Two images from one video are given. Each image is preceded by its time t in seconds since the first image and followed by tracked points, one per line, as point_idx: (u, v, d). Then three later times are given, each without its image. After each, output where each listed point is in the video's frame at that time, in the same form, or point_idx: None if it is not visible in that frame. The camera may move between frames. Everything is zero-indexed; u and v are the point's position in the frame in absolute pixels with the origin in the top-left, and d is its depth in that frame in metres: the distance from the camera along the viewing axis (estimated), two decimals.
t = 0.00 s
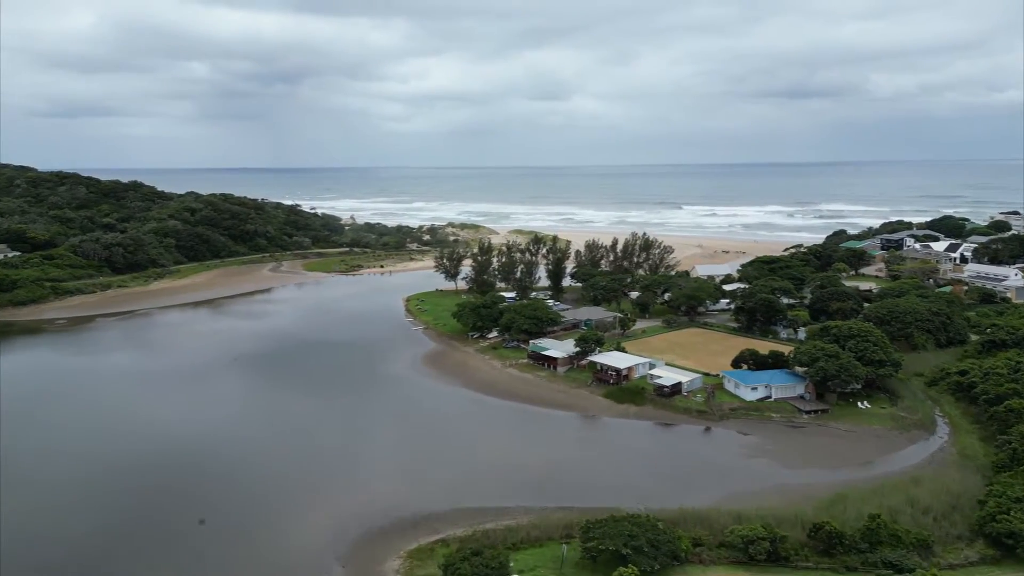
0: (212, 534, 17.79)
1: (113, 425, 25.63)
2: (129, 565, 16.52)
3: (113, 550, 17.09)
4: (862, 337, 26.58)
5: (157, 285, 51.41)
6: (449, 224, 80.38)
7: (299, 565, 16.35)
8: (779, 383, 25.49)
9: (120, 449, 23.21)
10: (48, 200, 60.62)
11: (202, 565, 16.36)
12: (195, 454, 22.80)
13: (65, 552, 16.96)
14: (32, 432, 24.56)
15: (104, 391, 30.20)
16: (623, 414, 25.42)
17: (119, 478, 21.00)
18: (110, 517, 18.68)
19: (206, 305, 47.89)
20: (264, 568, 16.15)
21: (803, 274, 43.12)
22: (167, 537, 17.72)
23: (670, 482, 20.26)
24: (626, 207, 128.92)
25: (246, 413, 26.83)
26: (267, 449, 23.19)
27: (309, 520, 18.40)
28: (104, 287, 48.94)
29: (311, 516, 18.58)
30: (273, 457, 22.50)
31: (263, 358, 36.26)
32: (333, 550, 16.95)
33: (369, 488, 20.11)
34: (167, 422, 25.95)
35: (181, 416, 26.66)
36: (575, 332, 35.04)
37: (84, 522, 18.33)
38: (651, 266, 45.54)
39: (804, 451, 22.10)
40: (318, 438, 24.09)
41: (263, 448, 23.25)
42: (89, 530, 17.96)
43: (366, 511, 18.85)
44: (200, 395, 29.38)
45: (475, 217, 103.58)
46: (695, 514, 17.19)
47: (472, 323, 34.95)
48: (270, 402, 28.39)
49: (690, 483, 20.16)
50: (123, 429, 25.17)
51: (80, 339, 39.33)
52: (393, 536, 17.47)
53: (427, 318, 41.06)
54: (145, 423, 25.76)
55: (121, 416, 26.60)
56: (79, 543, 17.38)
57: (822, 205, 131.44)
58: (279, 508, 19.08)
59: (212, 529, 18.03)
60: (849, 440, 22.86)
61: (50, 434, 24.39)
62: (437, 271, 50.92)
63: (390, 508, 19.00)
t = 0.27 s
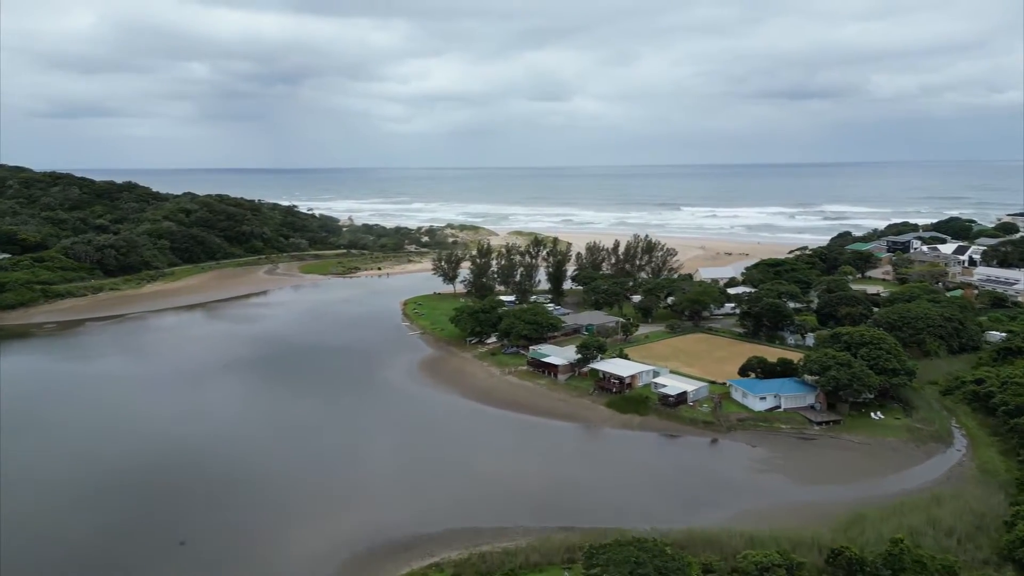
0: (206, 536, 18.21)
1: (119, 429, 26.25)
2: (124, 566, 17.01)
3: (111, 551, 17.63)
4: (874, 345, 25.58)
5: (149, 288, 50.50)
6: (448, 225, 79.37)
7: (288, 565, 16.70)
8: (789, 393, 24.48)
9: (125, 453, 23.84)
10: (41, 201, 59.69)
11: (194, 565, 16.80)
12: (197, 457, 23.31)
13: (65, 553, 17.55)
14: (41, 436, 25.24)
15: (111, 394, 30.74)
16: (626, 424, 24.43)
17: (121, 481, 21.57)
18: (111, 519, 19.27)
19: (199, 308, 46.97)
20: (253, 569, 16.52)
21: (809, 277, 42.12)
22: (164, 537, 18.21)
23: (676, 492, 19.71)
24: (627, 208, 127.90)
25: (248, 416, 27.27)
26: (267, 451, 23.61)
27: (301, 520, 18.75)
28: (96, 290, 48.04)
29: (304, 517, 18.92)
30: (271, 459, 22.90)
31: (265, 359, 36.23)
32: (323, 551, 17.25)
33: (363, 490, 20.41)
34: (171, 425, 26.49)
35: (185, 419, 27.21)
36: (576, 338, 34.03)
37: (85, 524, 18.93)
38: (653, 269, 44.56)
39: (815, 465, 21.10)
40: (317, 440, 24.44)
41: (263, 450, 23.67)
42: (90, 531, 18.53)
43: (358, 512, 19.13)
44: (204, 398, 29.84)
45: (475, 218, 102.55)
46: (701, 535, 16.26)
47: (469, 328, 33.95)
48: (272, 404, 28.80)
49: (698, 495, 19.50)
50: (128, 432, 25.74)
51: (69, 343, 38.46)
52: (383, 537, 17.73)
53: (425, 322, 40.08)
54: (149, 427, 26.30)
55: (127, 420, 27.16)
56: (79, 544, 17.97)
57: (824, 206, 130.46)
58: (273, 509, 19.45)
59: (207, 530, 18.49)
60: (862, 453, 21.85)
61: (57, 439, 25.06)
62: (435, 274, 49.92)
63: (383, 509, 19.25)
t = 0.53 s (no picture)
0: (206, 537, 18.02)
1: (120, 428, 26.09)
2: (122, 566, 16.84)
3: (110, 550, 17.48)
4: (888, 353, 24.59)
5: (142, 291, 49.50)
6: (447, 227, 78.43)
7: (286, 567, 16.50)
8: (799, 403, 23.49)
9: (126, 450, 23.69)
10: (32, 202, 58.66)
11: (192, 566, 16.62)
12: (197, 455, 23.10)
13: (63, 552, 17.37)
14: (41, 434, 25.06)
15: (112, 392, 30.56)
16: (629, 436, 23.40)
17: (121, 479, 21.39)
18: (110, 517, 19.06)
19: (192, 312, 45.99)
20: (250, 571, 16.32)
21: (815, 281, 41.12)
22: (162, 538, 18.02)
23: (682, 501, 19.15)
24: (627, 210, 126.97)
25: (249, 416, 27.04)
26: (268, 450, 23.39)
27: (301, 522, 18.52)
28: (87, 293, 47.05)
29: (304, 518, 18.71)
30: (272, 459, 22.69)
31: (267, 359, 35.94)
32: (322, 553, 17.03)
33: (364, 491, 20.17)
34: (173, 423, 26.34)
35: (186, 418, 27.00)
36: (578, 343, 33.19)
37: (85, 522, 18.76)
38: (656, 272, 43.58)
39: (827, 481, 20.12)
40: (318, 441, 24.22)
41: (263, 449, 23.48)
42: (89, 529, 18.35)
43: (359, 513, 18.89)
44: (206, 397, 29.66)
45: (474, 219, 101.55)
46: (711, 558, 15.32)
47: (467, 334, 32.94)
48: (273, 404, 28.54)
49: (706, 506, 18.83)
50: (129, 430, 25.58)
51: (57, 348, 37.48)
52: (383, 541, 17.49)
53: (422, 327, 39.08)
54: (151, 425, 26.14)
55: (129, 418, 27.00)
56: (77, 543, 17.78)
57: (826, 207, 129.51)
58: (272, 510, 19.22)
59: (206, 531, 18.28)
60: (877, 468, 20.85)
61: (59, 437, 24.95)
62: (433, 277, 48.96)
63: (384, 511, 19.01)
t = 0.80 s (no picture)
0: (207, 536, 17.99)
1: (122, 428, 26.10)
2: (124, 566, 16.82)
3: (110, 549, 17.46)
4: (902, 362, 23.58)
5: (134, 294, 48.55)
6: (446, 228, 77.43)
7: (287, 566, 16.46)
8: (810, 415, 22.50)
9: (127, 449, 23.68)
10: (25, 204, 57.73)
11: (193, 566, 16.60)
12: (199, 455, 23.07)
13: (65, 551, 17.37)
14: (41, 434, 25.07)
15: (113, 392, 30.53)
16: (632, 449, 22.41)
17: (122, 478, 21.38)
18: (111, 517, 19.04)
19: (185, 316, 45.04)
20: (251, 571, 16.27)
21: (822, 285, 40.11)
22: (163, 537, 17.99)
23: (687, 508, 18.83)
24: (628, 211, 125.94)
25: (250, 416, 27.02)
26: (268, 450, 23.36)
27: (302, 521, 18.48)
28: (78, 297, 46.10)
29: (305, 518, 18.67)
30: (273, 458, 22.68)
31: (269, 360, 35.79)
32: (323, 554, 16.93)
33: (364, 493, 20.03)
34: (174, 423, 26.34)
35: (188, 418, 26.99)
36: (579, 349, 32.35)
37: (86, 521, 18.77)
38: (659, 275, 42.60)
39: (842, 497, 19.14)
40: (319, 441, 24.19)
41: (264, 449, 23.46)
42: (89, 528, 18.34)
43: (360, 514, 18.83)
44: (207, 397, 29.62)
45: (474, 221, 100.48)
46: None
47: (465, 340, 31.96)
48: (274, 404, 28.51)
49: (710, 514, 18.55)
50: (130, 429, 25.59)
51: (45, 353, 36.55)
52: (384, 541, 17.42)
53: (419, 332, 38.10)
54: (152, 425, 26.13)
55: (130, 418, 27.00)
56: (77, 543, 17.74)
57: (829, 208, 128.39)
58: (274, 510, 19.18)
59: (207, 530, 18.25)
60: (893, 484, 19.87)
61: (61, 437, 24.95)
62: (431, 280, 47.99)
63: (385, 511, 18.95)
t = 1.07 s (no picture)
0: (207, 535, 17.90)
1: (121, 430, 26.14)
2: (123, 565, 16.73)
3: (110, 547, 17.50)
4: (918, 371, 22.65)
5: (126, 298, 47.61)
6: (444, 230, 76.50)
7: (287, 564, 16.38)
8: (822, 427, 21.57)
9: (127, 452, 23.64)
10: (16, 206, 56.75)
11: (192, 565, 16.51)
12: (199, 457, 23.02)
13: (64, 551, 17.28)
14: (41, 435, 25.14)
15: (113, 395, 30.48)
16: (636, 462, 21.49)
17: (122, 478, 21.42)
18: (110, 516, 19.06)
19: (177, 320, 44.09)
20: (250, 569, 16.21)
21: (828, 289, 39.18)
22: (162, 537, 17.90)
23: (693, 526, 17.93)
24: (628, 212, 125.01)
25: (250, 418, 27.05)
26: (268, 451, 23.44)
27: (302, 520, 18.40)
28: (68, 301, 45.15)
29: (305, 517, 18.61)
30: (273, 458, 22.65)
31: (265, 364, 35.36)
32: (323, 550, 16.99)
33: (363, 492, 20.03)
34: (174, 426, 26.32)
35: (188, 421, 26.95)
36: (580, 356, 31.47)
37: (86, 522, 18.69)
38: (661, 279, 41.68)
39: (856, 514, 18.28)
40: (319, 442, 24.16)
41: (264, 451, 23.43)
42: (89, 527, 18.37)
43: (360, 513, 18.76)
44: (206, 400, 29.66)
45: (473, 222, 99.57)
46: None
47: (462, 346, 31.04)
48: (274, 406, 28.52)
49: (713, 520, 18.31)
50: (130, 432, 25.56)
51: (31, 359, 35.59)
52: (382, 539, 17.41)
53: (416, 337, 37.18)
54: (152, 428, 26.10)
55: (130, 421, 26.97)
56: (76, 543, 17.64)
57: (830, 210, 127.47)
58: (274, 509, 19.11)
59: (206, 530, 18.16)
60: (910, 501, 18.97)
61: (61, 438, 25.01)
62: (429, 284, 47.10)
63: (385, 511, 18.87)
